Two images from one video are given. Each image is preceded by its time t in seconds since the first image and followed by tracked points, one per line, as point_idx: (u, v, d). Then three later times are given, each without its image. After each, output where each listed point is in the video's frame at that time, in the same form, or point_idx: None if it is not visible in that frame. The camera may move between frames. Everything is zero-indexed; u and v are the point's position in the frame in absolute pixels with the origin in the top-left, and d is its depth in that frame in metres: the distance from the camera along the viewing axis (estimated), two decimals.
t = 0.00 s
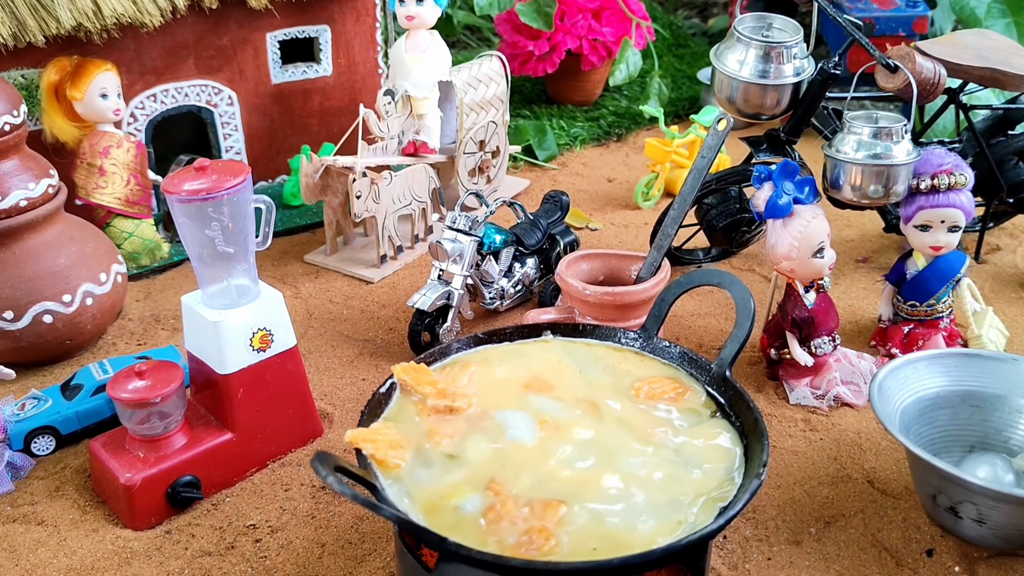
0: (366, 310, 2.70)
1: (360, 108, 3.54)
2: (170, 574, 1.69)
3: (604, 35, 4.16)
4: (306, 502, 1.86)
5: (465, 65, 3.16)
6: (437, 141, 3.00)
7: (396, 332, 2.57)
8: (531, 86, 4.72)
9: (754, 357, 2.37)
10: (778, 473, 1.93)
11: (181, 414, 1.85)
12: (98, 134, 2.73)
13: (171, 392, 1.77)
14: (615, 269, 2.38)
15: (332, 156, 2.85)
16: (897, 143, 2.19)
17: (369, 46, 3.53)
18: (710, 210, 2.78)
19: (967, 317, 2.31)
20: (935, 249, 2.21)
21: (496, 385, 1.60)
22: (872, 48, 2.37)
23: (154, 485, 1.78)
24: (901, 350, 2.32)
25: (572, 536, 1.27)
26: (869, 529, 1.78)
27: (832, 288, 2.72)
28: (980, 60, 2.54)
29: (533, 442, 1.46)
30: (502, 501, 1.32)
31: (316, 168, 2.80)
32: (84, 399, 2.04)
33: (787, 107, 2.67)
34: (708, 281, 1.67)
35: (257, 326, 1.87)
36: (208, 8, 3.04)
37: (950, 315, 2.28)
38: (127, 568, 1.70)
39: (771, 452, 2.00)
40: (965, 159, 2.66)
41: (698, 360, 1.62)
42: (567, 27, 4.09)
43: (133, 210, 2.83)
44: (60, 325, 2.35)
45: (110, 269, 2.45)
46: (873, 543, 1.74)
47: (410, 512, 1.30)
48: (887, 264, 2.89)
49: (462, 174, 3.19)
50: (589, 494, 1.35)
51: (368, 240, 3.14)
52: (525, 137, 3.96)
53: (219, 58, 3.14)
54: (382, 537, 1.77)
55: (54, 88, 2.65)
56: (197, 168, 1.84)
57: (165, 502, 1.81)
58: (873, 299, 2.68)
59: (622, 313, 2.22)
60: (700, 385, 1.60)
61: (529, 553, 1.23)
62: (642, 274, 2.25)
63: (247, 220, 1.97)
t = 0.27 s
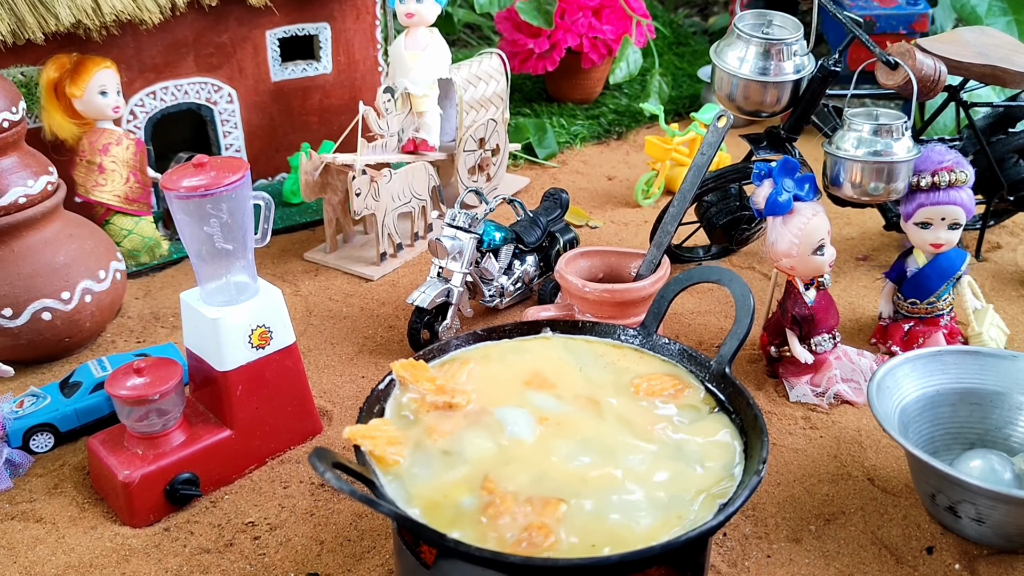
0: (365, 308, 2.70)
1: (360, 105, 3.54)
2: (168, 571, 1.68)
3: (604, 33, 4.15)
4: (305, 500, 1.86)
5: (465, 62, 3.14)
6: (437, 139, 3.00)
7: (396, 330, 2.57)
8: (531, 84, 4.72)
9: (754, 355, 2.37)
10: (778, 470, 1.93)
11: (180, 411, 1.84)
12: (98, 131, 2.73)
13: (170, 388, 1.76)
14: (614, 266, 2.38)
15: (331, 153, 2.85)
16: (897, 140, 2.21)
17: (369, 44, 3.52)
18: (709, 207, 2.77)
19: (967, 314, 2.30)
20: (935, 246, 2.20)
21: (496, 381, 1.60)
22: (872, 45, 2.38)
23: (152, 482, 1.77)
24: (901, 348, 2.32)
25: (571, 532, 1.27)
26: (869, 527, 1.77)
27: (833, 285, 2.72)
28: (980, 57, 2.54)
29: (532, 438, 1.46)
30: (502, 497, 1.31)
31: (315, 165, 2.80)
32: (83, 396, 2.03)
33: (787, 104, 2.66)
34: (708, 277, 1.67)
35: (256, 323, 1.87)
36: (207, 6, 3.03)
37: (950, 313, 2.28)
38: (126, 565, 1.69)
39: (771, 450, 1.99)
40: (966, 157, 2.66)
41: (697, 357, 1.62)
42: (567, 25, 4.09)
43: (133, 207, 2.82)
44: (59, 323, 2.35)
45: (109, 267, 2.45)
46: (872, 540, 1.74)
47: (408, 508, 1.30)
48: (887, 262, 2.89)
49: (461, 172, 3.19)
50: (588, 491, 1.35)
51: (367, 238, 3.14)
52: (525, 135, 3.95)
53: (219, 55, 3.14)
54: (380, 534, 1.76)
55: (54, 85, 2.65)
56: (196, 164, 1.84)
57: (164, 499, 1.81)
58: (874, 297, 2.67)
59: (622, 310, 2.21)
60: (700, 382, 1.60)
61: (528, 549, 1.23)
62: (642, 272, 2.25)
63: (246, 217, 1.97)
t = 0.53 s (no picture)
0: (366, 306, 2.70)
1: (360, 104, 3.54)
2: (169, 569, 1.68)
3: (604, 32, 4.15)
4: (305, 498, 1.86)
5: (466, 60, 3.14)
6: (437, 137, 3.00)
7: (396, 328, 2.57)
8: (532, 83, 4.71)
9: (755, 353, 2.36)
10: (779, 468, 1.92)
11: (180, 410, 1.84)
12: (98, 130, 2.73)
13: (170, 387, 1.76)
14: (615, 264, 2.37)
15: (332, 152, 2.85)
16: (899, 138, 2.22)
17: (369, 42, 3.52)
18: (710, 206, 2.77)
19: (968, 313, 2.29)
20: (936, 245, 2.19)
21: (496, 380, 1.60)
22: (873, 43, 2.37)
23: (152, 480, 1.77)
24: (902, 347, 2.31)
25: (572, 531, 1.26)
26: (870, 526, 1.77)
27: (834, 284, 2.71)
28: (982, 56, 2.53)
29: (533, 436, 1.45)
30: (502, 495, 1.31)
31: (316, 164, 2.80)
32: (83, 394, 2.03)
33: (787, 103, 2.65)
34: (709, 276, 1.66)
35: (257, 321, 1.87)
36: (208, 5, 3.03)
37: (951, 312, 2.27)
38: (126, 564, 1.69)
39: (772, 448, 1.99)
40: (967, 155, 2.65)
41: (698, 356, 1.62)
42: (568, 24, 4.09)
43: (133, 206, 2.82)
44: (60, 321, 2.35)
45: (109, 265, 2.44)
46: (874, 539, 1.73)
47: (408, 506, 1.30)
48: (889, 261, 2.88)
49: (462, 170, 3.19)
50: (588, 489, 1.34)
51: (368, 236, 3.14)
52: (525, 134, 3.95)
53: (219, 54, 3.13)
54: (381, 533, 1.76)
55: (54, 83, 2.65)
56: (196, 162, 1.83)
57: (164, 498, 1.80)
58: (875, 296, 2.67)
59: (622, 308, 2.21)
60: (700, 380, 1.59)
61: (528, 548, 1.22)
62: (642, 270, 2.24)
63: (246, 215, 1.97)
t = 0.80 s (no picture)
0: (365, 305, 2.69)
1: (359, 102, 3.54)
2: (166, 569, 1.67)
3: (604, 31, 4.14)
4: (303, 498, 1.85)
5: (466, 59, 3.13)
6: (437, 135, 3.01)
7: (396, 327, 2.56)
8: (532, 82, 4.71)
9: (755, 352, 2.36)
10: (779, 467, 1.92)
11: (178, 409, 1.84)
12: (97, 128, 2.72)
13: (168, 386, 1.75)
14: (615, 263, 2.37)
15: (331, 151, 2.84)
16: (900, 137, 2.24)
17: (369, 41, 3.52)
18: (710, 205, 2.77)
19: (969, 312, 2.28)
20: (937, 244, 2.18)
21: (496, 379, 1.59)
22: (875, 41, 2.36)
23: (151, 479, 1.76)
24: (902, 346, 2.30)
25: (571, 531, 1.26)
26: (871, 526, 1.76)
27: (834, 283, 2.71)
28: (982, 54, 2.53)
29: (533, 436, 1.45)
30: (502, 495, 1.30)
31: (315, 163, 2.80)
32: (82, 393, 2.03)
33: (787, 102, 2.65)
34: (709, 274, 1.66)
35: (256, 320, 1.86)
36: (207, 3, 3.02)
37: (952, 311, 2.27)
38: (124, 563, 1.68)
39: (772, 448, 1.99)
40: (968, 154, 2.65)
41: (697, 355, 1.62)
42: (568, 23, 4.08)
43: (132, 205, 2.81)
44: (58, 320, 2.34)
45: (108, 264, 2.44)
46: (875, 539, 1.73)
47: (407, 505, 1.29)
48: (889, 260, 2.88)
49: (462, 169, 3.19)
50: (587, 489, 1.33)
51: (367, 235, 3.13)
52: (526, 132, 3.94)
53: (219, 53, 3.13)
54: (380, 532, 1.76)
55: (53, 82, 2.64)
56: (194, 160, 1.83)
57: (163, 497, 1.80)
58: (876, 295, 2.66)
59: (622, 307, 2.20)
60: (700, 379, 1.59)
61: (528, 547, 1.22)
62: (642, 269, 2.23)
63: (245, 213, 1.96)
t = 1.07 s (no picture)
0: (366, 304, 2.69)
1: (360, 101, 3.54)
2: (167, 568, 1.66)
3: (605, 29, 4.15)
4: (304, 496, 1.85)
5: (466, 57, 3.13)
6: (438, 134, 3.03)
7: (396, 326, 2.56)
8: (533, 80, 4.71)
9: (756, 352, 2.36)
10: (780, 467, 1.91)
11: (179, 408, 1.83)
12: (97, 127, 2.72)
13: (169, 384, 1.75)
14: (615, 262, 2.36)
15: (332, 150, 2.84)
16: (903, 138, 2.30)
17: (369, 40, 3.52)
18: (711, 204, 2.76)
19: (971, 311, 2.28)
20: (939, 242, 2.15)
21: (496, 378, 1.59)
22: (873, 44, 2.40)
23: (151, 478, 1.76)
24: (904, 345, 2.30)
25: (572, 529, 1.25)
26: (872, 525, 1.76)
27: (835, 282, 2.71)
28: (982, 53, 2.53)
29: (534, 434, 1.45)
30: (503, 493, 1.30)
31: (315, 162, 2.79)
32: (82, 392, 2.03)
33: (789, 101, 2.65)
34: (710, 273, 1.66)
35: (256, 318, 1.86)
36: (208, 2, 3.02)
37: (954, 309, 2.26)
38: (124, 562, 1.68)
39: (773, 447, 1.98)
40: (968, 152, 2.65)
41: (699, 353, 1.61)
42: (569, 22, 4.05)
43: (132, 204, 2.81)
44: (58, 319, 2.34)
45: (109, 262, 2.45)
46: (877, 538, 1.72)
47: (408, 503, 1.28)
48: (890, 259, 2.88)
49: (462, 168, 3.19)
50: (589, 487, 1.33)
51: (368, 234, 3.13)
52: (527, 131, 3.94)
53: (219, 52, 3.13)
54: (380, 531, 1.75)
55: (53, 81, 2.63)
56: (195, 159, 1.83)
57: (163, 495, 1.79)
58: (877, 294, 2.66)
59: (623, 306, 2.20)
60: (702, 378, 1.59)
61: (529, 546, 1.21)
62: (643, 268, 2.23)
63: (245, 212, 1.96)
